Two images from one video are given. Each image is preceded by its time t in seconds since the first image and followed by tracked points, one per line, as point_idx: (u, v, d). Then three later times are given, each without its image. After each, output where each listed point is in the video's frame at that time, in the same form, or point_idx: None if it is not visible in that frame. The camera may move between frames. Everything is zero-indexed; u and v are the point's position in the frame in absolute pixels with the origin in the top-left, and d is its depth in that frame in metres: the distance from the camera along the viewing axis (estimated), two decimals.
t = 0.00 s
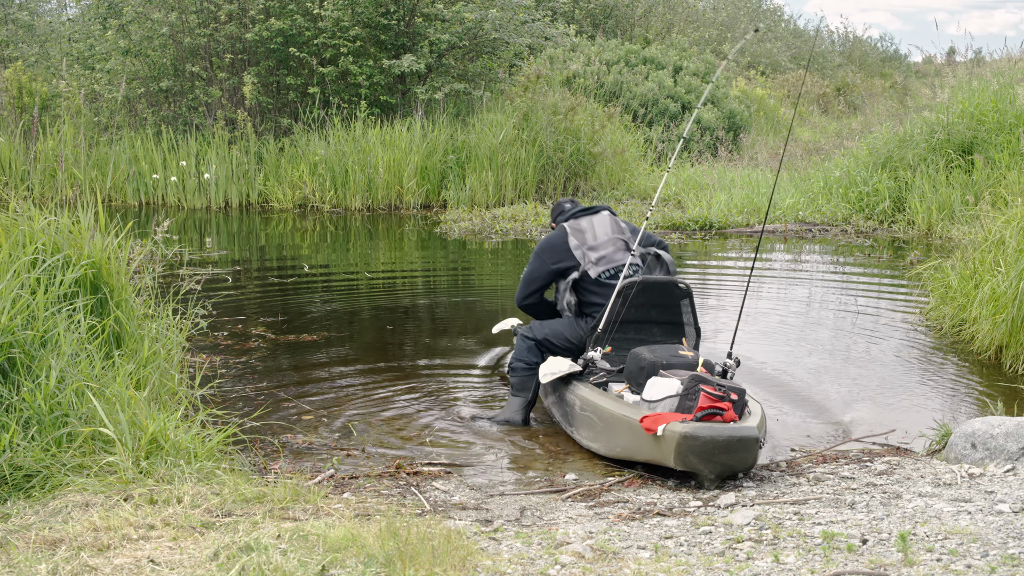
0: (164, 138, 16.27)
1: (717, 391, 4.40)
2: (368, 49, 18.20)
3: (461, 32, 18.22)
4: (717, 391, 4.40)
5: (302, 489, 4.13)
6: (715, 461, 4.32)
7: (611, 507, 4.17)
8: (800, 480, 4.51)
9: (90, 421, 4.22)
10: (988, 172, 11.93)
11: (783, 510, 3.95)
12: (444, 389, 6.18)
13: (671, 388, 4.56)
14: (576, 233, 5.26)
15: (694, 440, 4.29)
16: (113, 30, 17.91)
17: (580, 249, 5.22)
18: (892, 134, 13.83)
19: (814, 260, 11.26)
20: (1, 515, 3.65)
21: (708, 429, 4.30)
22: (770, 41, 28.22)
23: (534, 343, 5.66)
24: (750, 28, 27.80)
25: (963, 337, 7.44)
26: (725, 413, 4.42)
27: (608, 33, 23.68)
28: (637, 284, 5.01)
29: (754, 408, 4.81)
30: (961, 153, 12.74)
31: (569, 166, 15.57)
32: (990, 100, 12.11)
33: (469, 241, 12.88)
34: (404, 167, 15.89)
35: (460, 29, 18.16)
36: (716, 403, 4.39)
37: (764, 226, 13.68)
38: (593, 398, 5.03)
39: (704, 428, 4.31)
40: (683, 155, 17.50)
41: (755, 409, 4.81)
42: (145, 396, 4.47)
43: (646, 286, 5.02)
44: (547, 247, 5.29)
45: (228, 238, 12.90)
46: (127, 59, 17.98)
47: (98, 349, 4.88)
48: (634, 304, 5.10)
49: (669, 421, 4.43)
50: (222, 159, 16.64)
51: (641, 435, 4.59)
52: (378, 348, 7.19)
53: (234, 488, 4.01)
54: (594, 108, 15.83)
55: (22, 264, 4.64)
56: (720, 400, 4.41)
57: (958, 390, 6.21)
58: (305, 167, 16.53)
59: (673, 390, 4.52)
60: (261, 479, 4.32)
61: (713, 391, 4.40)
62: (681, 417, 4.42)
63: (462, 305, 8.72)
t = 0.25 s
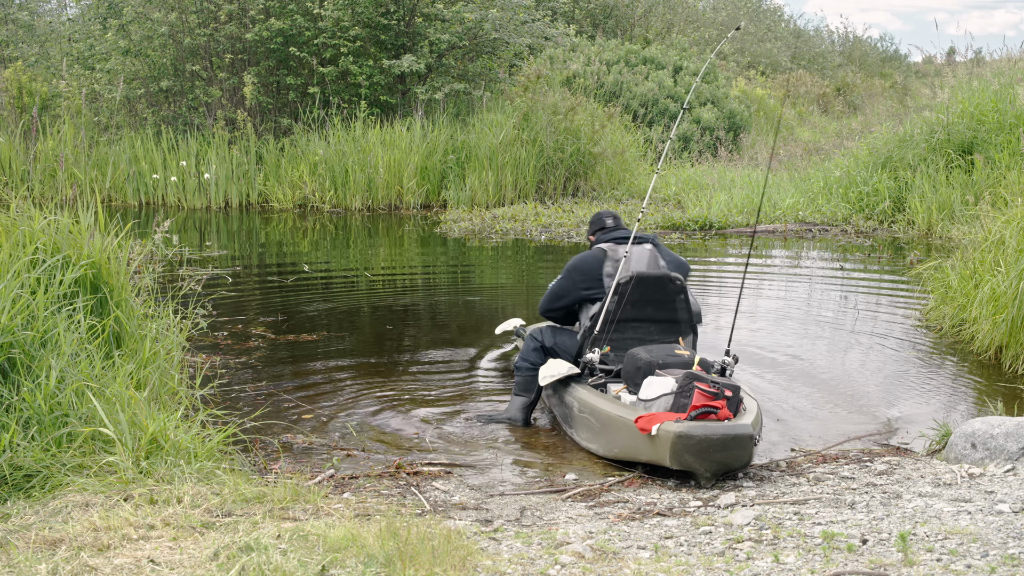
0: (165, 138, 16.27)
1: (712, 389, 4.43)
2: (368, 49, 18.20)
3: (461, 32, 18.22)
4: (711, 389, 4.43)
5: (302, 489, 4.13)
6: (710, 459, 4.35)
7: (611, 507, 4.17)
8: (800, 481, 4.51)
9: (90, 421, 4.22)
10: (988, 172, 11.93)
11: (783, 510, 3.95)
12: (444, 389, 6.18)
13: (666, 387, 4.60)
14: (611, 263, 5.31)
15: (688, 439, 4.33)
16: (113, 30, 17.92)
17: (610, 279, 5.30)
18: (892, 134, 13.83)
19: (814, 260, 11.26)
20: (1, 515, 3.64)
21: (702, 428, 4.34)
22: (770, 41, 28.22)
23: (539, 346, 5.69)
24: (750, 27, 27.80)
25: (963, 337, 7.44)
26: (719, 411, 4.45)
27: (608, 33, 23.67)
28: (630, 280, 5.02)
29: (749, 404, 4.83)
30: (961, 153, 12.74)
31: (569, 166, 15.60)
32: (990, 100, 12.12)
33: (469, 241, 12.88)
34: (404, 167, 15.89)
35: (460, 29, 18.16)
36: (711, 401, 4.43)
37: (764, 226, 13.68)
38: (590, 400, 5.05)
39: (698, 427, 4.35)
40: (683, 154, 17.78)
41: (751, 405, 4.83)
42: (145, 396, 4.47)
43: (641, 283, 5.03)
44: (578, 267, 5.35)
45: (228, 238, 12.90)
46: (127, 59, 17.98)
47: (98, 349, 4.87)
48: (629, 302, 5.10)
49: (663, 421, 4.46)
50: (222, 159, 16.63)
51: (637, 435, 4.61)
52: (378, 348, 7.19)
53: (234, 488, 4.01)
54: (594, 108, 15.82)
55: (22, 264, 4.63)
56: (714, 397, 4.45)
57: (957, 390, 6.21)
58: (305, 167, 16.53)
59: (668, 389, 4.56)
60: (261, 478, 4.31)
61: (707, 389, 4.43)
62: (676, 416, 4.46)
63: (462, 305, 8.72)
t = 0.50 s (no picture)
0: (164, 138, 16.26)
1: (711, 389, 4.44)
2: (368, 49, 18.20)
3: (461, 32, 18.21)
4: (711, 389, 4.44)
5: (302, 489, 4.13)
6: (709, 459, 4.37)
7: (611, 507, 4.17)
8: (800, 480, 4.51)
9: (90, 421, 4.22)
10: (988, 172, 11.93)
11: (783, 510, 3.95)
12: (445, 388, 6.18)
13: (665, 388, 4.62)
14: (646, 267, 5.07)
15: (688, 438, 4.35)
16: (113, 30, 17.92)
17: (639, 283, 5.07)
18: (892, 134, 13.82)
19: (814, 260, 11.25)
20: (1, 515, 3.65)
21: (701, 428, 4.36)
22: (770, 41, 28.23)
23: (544, 345, 5.70)
24: (750, 27, 27.80)
25: (963, 337, 7.44)
26: (718, 411, 4.47)
27: (608, 34, 23.67)
28: (635, 292, 5.00)
29: (749, 403, 4.84)
30: (961, 153, 12.74)
31: (569, 165, 15.62)
32: (990, 100, 12.12)
33: (469, 240, 12.88)
34: (404, 167, 15.90)
35: (460, 29, 18.16)
36: (710, 402, 4.44)
37: (764, 226, 13.68)
38: (591, 400, 5.05)
39: (697, 427, 4.36)
40: (683, 154, 17.72)
41: (751, 405, 4.83)
42: (145, 396, 4.47)
43: (646, 293, 5.01)
44: (610, 262, 5.21)
45: (228, 238, 12.90)
46: (127, 59, 17.99)
47: (98, 349, 4.88)
48: (634, 311, 5.10)
49: (661, 421, 4.48)
50: (222, 159, 16.63)
51: (636, 436, 4.62)
52: (378, 347, 7.20)
53: (234, 488, 4.01)
54: (594, 108, 15.82)
55: (22, 264, 4.64)
56: (713, 398, 4.46)
57: (958, 389, 6.21)
58: (305, 166, 16.53)
59: (667, 390, 4.58)
60: (261, 478, 4.31)
61: (706, 390, 4.44)
62: (675, 416, 4.47)
63: (462, 305, 8.72)
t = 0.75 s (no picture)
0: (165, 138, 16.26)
1: (710, 390, 4.45)
2: (368, 49, 18.20)
3: (461, 32, 18.21)
4: (710, 389, 4.45)
5: (302, 489, 4.13)
6: (709, 459, 4.37)
7: (611, 507, 4.17)
8: (800, 480, 4.51)
9: (90, 421, 4.22)
10: (988, 172, 11.94)
11: (783, 510, 3.95)
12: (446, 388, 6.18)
13: (665, 388, 4.62)
14: (658, 265, 5.10)
15: (687, 438, 4.35)
16: (113, 30, 17.93)
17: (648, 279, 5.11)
18: (892, 134, 13.82)
19: (814, 260, 11.25)
20: (1, 515, 3.65)
21: (701, 428, 4.36)
22: (770, 41, 28.22)
23: (544, 345, 5.69)
24: (750, 27, 27.80)
25: (963, 337, 7.44)
26: (718, 411, 4.47)
27: (608, 33, 23.66)
28: (634, 292, 5.00)
29: (749, 404, 4.84)
30: (961, 153, 12.74)
31: (569, 166, 15.63)
32: (990, 100, 12.12)
33: (469, 241, 12.88)
34: (404, 167, 15.90)
35: (460, 29, 18.15)
36: (710, 402, 4.45)
37: (764, 226, 13.68)
38: (590, 400, 5.05)
39: (696, 427, 4.37)
40: (683, 154, 17.74)
41: (750, 405, 4.84)
42: (145, 396, 4.47)
43: (645, 293, 5.00)
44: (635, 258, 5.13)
45: (228, 238, 12.90)
46: (127, 59, 18.00)
47: (98, 349, 4.88)
48: (633, 311, 5.10)
49: (661, 421, 4.48)
50: (222, 159, 16.63)
51: (636, 436, 4.62)
52: (378, 347, 7.20)
53: (234, 488, 4.01)
54: (594, 108, 15.82)
55: (22, 264, 4.64)
56: (713, 398, 4.47)
57: (959, 390, 6.20)
58: (305, 166, 16.53)
59: (667, 390, 4.58)
60: (261, 478, 4.32)
61: (706, 390, 4.45)
62: (675, 416, 4.47)
63: (462, 305, 8.72)
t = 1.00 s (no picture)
0: (164, 138, 16.26)
1: (712, 390, 4.45)
2: (368, 49, 18.20)
3: (461, 32, 18.20)
4: (711, 390, 4.45)
5: (302, 489, 4.13)
6: (709, 458, 4.37)
7: (611, 507, 4.17)
8: (800, 480, 4.51)
9: (90, 421, 4.22)
10: (988, 172, 11.94)
11: (783, 510, 3.95)
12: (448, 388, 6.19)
13: (666, 388, 4.62)
14: (668, 265, 5.09)
15: (688, 438, 4.35)
16: (113, 30, 17.93)
17: (656, 278, 5.11)
18: (892, 133, 13.82)
19: (814, 260, 11.25)
20: (0, 515, 3.65)
21: (701, 428, 4.36)
22: (770, 41, 28.22)
23: (544, 342, 5.73)
24: (750, 27, 27.81)
25: (964, 337, 7.44)
26: (719, 411, 4.47)
27: (608, 33, 23.65)
28: (637, 292, 4.99)
29: (750, 404, 4.84)
30: (961, 153, 12.74)
31: (569, 165, 15.63)
32: (990, 100, 12.12)
33: (469, 241, 12.88)
34: (404, 167, 15.90)
35: (460, 29, 18.14)
36: (710, 402, 4.44)
37: (764, 226, 13.68)
38: (591, 399, 5.05)
39: (697, 427, 4.37)
40: (683, 154, 17.75)
41: (751, 405, 4.84)
42: (145, 396, 4.47)
43: (647, 294, 5.00)
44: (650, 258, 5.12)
45: (228, 238, 12.89)
46: (127, 59, 18.00)
47: (98, 349, 4.87)
48: (634, 311, 5.10)
49: (662, 421, 4.48)
50: (222, 159, 16.63)
51: (636, 435, 4.62)
52: (378, 347, 7.20)
53: (234, 488, 4.01)
54: (594, 108, 15.82)
55: (22, 264, 4.64)
56: (714, 398, 4.46)
57: (959, 390, 6.20)
58: (305, 166, 16.53)
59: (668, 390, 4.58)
60: (261, 478, 4.31)
61: (707, 391, 4.45)
62: (675, 416, 4.47)
63: (462, 305, 8.72)
